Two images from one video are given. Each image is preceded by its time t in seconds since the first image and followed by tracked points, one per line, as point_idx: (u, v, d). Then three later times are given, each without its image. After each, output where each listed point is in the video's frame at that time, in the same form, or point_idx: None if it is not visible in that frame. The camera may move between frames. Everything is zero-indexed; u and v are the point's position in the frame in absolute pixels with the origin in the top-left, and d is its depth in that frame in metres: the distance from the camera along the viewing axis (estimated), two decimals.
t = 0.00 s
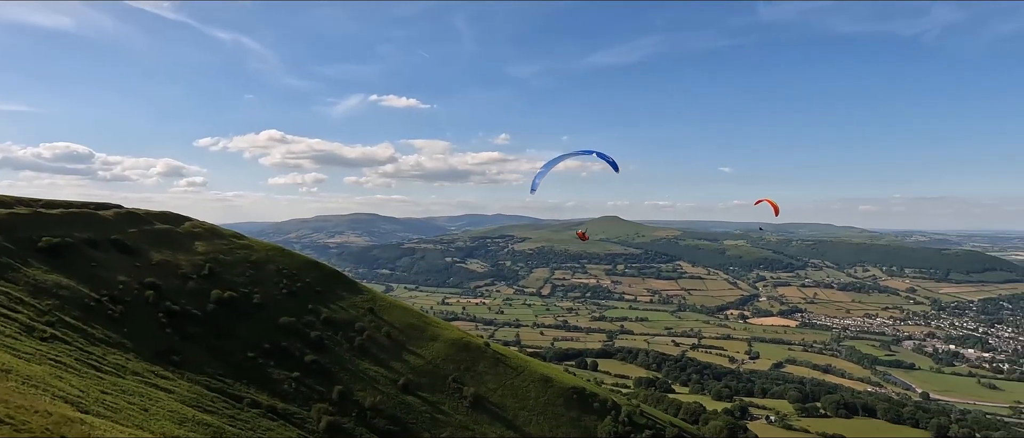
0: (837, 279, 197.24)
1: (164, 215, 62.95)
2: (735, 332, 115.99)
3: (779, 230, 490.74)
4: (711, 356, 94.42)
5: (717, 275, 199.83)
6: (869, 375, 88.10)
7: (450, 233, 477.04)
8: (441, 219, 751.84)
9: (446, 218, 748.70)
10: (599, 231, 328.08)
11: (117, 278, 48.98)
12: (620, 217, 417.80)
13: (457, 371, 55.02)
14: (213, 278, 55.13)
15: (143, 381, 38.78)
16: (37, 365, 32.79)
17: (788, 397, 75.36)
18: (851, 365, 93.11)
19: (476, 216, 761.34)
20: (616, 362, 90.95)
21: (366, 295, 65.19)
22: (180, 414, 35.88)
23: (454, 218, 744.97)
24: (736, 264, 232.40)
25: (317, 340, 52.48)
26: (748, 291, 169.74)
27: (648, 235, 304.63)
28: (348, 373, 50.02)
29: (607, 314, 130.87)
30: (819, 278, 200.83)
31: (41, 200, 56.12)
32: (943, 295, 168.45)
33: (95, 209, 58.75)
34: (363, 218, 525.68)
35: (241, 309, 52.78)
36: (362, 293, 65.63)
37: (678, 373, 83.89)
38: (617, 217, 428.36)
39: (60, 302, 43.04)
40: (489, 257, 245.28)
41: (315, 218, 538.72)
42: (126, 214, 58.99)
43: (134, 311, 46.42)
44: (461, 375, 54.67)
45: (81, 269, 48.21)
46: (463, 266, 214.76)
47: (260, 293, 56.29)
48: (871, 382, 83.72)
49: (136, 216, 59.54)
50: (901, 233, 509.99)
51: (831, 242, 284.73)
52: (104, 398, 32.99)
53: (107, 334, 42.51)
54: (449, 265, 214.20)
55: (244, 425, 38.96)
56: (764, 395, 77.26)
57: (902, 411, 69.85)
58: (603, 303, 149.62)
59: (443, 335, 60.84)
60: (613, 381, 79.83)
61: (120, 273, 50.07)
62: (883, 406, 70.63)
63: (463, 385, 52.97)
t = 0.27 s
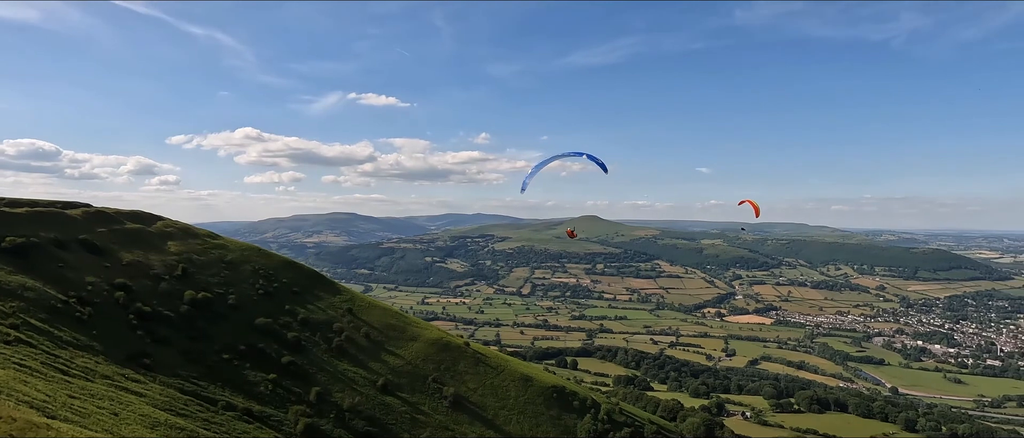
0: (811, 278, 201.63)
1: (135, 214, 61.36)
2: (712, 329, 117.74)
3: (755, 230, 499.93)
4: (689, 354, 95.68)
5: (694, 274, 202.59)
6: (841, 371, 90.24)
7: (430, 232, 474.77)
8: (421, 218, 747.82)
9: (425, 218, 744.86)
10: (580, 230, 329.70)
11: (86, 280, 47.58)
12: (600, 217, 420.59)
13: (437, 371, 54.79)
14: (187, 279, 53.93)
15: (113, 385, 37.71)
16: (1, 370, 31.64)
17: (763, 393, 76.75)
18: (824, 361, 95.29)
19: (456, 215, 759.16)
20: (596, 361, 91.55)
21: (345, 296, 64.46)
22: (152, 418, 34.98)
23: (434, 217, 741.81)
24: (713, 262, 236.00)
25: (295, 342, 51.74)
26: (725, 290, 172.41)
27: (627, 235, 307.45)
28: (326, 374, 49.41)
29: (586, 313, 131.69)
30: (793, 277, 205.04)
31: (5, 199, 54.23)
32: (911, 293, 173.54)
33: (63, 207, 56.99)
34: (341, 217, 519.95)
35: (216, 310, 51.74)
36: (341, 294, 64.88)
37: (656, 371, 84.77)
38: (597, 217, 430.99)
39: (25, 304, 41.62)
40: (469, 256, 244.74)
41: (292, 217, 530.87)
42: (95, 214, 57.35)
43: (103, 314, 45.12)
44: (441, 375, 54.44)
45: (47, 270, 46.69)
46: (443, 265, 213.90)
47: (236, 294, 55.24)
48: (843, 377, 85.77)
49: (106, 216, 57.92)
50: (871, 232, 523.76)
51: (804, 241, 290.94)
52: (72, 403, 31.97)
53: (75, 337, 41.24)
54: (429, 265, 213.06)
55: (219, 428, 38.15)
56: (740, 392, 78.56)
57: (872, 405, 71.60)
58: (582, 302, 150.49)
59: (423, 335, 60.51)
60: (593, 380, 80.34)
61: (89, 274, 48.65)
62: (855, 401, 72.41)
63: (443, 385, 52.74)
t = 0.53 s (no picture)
0: (801, 277, 203.32)
1: (124, 214, 60.74)
2: (704, 329, 118.34)
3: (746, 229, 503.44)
4: (680, 353, 96.13)
5: (686, 273, 203.60)
6: (830, 369, 91.06)
7: (422, 232, 473.79)
8: (413, 218, 746.59)
9: (417, 217, 743.98)
10: (572, 230, 330.39)
11: (73, 279, 47.02)
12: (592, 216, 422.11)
13: (429, 370, 54.69)
14: (176, 279, 53.45)
15: (101, 385, 37.32)
16: None
17: (754, 392, 77.26)
18: (814, 360, 96.10)
19: (448, 215, 758.80)
20: (588, 360, 91.76)
21: (336, 296, 64.16)
22: (141, 419, 34.65)
23: (426, 216, 740.70)
24: (704, 262, 237.28)
25: (286, 342, 51.43)
26: (716, 289, 173.39)
27: (619, 234, 308.44)
28: (317, 374, 49.14)
29: (578, 312, 131.99)
30: (783, 276, 206.65)
31: None
32: (899, 292, 175.40)
33: (50, 206, 56.30)
34: (333, 217, 517.83)
35: (206, 310, 51.32)
36: (332, 293, 64.58)
37: (648, 370, 85.11)
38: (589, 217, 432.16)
39: (11, 305, 41.10)
40: (461, 256, 244.49)
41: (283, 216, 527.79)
42: (83, 213, 56.71)
43: (91, 314, 44.62)
44: (433, 374, 54.35)
45: (34, 270, 46.11)
46: (435, 265, 213.52)
47: (226, 294, 54.83)
48: (832, 376, 86.54)
49: (94, 215, 57.30)
50: (860, 232, 529.01)
51: (794, 241, 293.17)
52: (59, 404, 31.59)
53: (63, 337, 40.77)
54: (421, 265, 212.55)
55: (209, 429, 37.88)
56: (731, 390, 79.02)
57: (861, 403, 72.20)
58: (574, 302, 150.76)
59: (415, 335, 60.36)
60: (585, 379, 80.47)
61: (77, 274, 48.07)
62: (844, 399, 73.05)
63: (435, 385, 52.65)
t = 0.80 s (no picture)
0: (791, 276, 204.92)
1: (112, 213, 60.13)
2: (695, 328, 118.94)
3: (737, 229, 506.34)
4: (672, 352, 96.56)
5: (678, 273, 204.58)
6: (820, 367, 91.83)
7: (415, 231, 472.79)
8: (405, 217, 744.16)
9: (410, 216, 741.70)
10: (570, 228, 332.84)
11: (60, 279, 46.47)
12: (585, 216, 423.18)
13: (421, 370, 54.57)
14: (166, 278, 52.99)
15: (89, 386, 36.89)
16: None
17: (744, 390, 77.75)
18: (804, 358, 96.88)
19: (441, 214, 756.86)
20: (580, 359, 91.91)
21: (328, 295, 63.87)
22: (129, 419, 34.32)
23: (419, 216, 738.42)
24: (696, 261, 238.49)
25: (277, 342, 51.15)
26: (707, 288, 174.36)
27: (612, 234, 309.31)
28: (308, 374, 48.92)
29: (571, 312, 132.21)
30: (774, 275, 208.20)
31: None
32: (888, 291, 177.28)
33: (36, 205, 55.62)
34: (325, 216, 515.49)
35: (195, 310, 50.93)
36: (324, 293, 64.28)
37: (640, 368, 85.46)
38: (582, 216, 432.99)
39: None
40: (454, 255, 244.22)
41: (275, 215, 524.35)
42: (71, 212, 56.11)
43: (79, 314, 44.16)
44: (425, 374, 54.24)
45: (20, 269, 45.54)
46: (428, 264, 213.13)
47: (216, 293, 54.43)
48: (822, 374, 87.32)
49: (82, 213, 56.69)
50: (850, 232, 534.09)
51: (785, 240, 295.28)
52: (46, 405, 31.27)
53: (50, 338, 40.29)
54: (413, 264, 212.11)
55: (198, 430, 37.55)
56: (722, 389, 79.49)
57: (850, 401, 72.90)
58: (567, 301, 151.00)
59: (407, 335, 60.19)
60: (577, 378, 80.60)
61: (64, 273, 47.52)
62: (833, 397, 73.73)
63: (427, 384, 52.53)
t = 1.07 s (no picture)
0: (782, 275, 206.31)
1: (101, 211, 59.56)
2: (687, 327, 119.50)
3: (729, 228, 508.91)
4: (664, 351, 96.95)
5: (670, 272, 205.40)
6: (811, 366, 92.50)
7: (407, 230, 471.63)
8: (398, 216, 742.13)
9: (403, 215, 739.73)
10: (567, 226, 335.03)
11: (48, 278, 45.94)
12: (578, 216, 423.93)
13: (414, 369, 54.43)
14: (156, 278, 52.52)
15: (77, 386, 36.49)
16: None
17: (736, 389, 78.23)
18: (794, 357, 97.61)
19: (433, 213, 755.44)
20: (573, 358, 92.10)
21: (319, 294, 63.57)
22: (118, 420, 33.99)
23: (412, 215, 736.70)
24: (688, 260, 239.49)
25: (268, 341, 50.85)
26: (699, 287, 175.27)
27: (604, 233, 310.13)
28: (300, 374, 48.68)
29: (563, 311, 132.39)
30: (765, 274, 209.54)
31: None
32: (877, 289, 178.94)
33: (23, 204, 54.95)
34: (317, 215, 512.96)
35: (186, 310, 50.52)
36: (315, 292, 63.97)
37: (632, 367, 85.74)
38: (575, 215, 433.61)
39: None
40: (446, 255, 243.85)
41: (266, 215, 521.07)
42: (59, 210, 55.48)
43: (67, 314, 43.67)
44: (418, 373, 54.13)
45: (7, 269, 44.97)
46: (420, 264, 212.69)
47: (207, 293, 54.00)
48: (812, 373, 88.01)
49: (70, 212, 56.07)
50: (840, 231, 538.44)
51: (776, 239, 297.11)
52: (33, 406, 30.90)
53: (37, 338, 39.82)
54: (406, 263, 211.59)
55: (189, 431, 37.23)
56: (714, 387, 79.88)
57: (840, 399, 73.54)
58: (560, 300, 151.20)
59: (400, 334, 60.00)
60: (569, 377, 80.74)
61: (51, 272, 46.98)
62: (823, 396, 74.33)
63: (420, 384, 52.42)
